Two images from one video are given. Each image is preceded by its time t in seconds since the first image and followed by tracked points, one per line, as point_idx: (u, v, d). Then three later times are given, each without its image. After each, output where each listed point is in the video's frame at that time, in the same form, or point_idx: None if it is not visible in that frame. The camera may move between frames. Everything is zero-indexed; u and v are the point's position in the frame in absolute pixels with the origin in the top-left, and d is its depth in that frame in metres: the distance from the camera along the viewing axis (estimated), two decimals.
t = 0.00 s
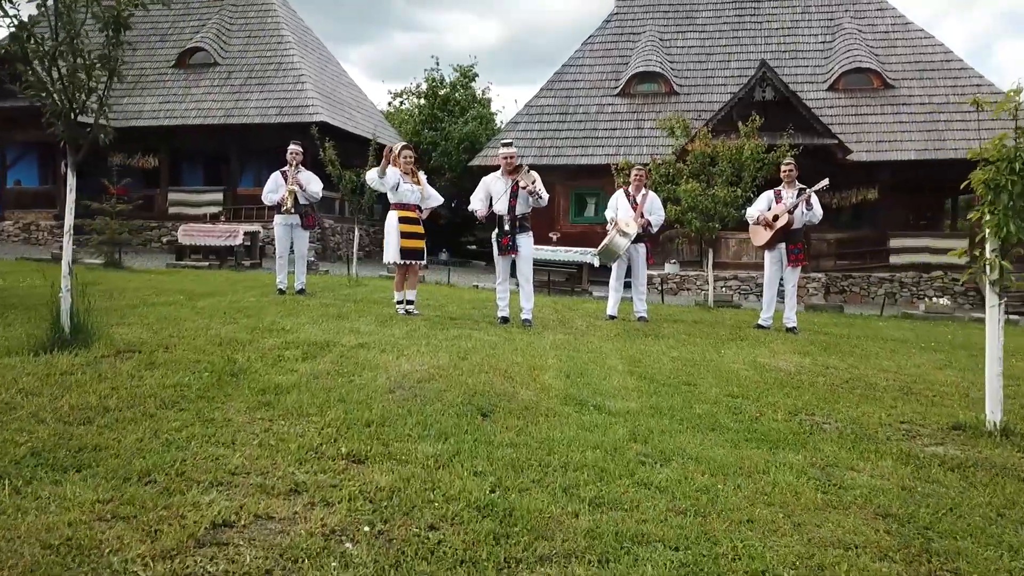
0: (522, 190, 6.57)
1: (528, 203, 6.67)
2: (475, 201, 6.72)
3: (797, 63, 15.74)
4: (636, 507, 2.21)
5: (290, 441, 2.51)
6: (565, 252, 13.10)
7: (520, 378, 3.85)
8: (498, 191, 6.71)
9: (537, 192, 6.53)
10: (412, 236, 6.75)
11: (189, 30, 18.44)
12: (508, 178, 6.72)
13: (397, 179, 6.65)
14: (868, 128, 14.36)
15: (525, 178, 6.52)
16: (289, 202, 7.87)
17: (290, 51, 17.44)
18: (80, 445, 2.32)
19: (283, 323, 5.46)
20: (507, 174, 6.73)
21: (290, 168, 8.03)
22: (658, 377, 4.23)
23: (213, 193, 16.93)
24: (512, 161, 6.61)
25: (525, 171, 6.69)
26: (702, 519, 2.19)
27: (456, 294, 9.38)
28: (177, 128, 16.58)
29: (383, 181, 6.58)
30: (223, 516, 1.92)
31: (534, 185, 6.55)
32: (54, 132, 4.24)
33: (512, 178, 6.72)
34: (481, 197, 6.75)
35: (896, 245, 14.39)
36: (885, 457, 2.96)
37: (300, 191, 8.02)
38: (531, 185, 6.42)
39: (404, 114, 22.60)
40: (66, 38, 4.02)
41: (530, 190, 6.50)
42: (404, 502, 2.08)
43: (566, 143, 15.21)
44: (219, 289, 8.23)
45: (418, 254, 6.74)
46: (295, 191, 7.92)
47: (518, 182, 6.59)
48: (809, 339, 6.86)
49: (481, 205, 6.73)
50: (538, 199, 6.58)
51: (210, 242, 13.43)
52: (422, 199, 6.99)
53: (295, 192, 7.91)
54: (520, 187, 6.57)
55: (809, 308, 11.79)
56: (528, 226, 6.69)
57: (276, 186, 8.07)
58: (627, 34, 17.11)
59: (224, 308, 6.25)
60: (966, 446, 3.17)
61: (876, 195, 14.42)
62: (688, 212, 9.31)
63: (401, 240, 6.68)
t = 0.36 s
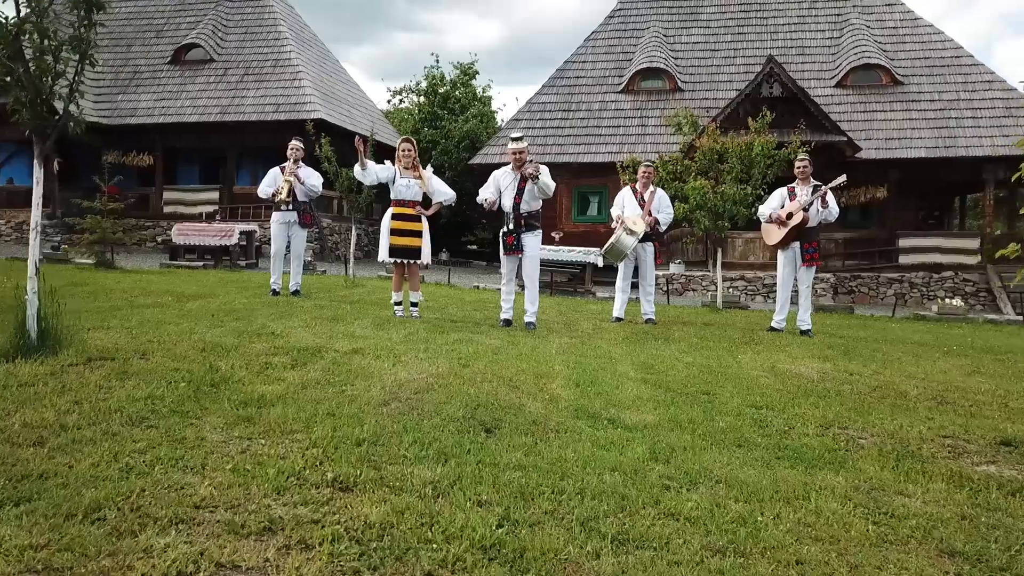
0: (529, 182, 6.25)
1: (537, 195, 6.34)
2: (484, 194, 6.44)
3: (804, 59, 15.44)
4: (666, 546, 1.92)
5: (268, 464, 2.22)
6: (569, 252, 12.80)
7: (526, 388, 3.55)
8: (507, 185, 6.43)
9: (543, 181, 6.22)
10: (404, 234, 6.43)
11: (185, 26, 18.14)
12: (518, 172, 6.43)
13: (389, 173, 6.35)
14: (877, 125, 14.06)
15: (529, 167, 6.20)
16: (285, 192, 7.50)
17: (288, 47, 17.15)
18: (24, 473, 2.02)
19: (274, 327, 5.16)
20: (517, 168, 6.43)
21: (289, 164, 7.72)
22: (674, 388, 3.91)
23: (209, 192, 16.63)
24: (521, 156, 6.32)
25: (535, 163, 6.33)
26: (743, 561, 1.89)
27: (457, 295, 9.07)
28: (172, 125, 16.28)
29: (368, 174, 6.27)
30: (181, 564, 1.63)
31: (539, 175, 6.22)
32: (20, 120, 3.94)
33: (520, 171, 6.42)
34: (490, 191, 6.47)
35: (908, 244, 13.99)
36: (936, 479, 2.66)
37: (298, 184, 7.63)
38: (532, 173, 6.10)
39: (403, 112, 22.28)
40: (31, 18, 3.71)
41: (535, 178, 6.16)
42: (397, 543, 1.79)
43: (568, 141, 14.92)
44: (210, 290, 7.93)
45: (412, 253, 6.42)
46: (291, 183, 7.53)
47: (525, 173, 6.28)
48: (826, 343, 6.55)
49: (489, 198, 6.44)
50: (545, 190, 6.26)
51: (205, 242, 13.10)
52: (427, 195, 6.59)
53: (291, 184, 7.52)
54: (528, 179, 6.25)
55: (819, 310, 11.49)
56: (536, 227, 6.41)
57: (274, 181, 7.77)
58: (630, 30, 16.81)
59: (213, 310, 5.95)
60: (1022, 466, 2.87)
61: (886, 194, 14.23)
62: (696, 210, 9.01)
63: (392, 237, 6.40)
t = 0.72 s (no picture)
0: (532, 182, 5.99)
1: (543, 195, 6.06)
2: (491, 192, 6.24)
3: (811, 56, 15.15)
4: None
5: (244, 500, 1.93)
6: (572, 253, 12.51)
7: (536, 402, 3.27)
8: (514, 184, 6.20)
9: (546, 180, 5.96)
10: (405, 237, 6.12)
11: (181, 23, 17.85)
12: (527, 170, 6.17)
13: (388, 174, 6.16)
14: (887, 123, 13.77)
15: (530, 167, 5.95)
16: (280, 188, 7.19)
17: (285, 44, 16.87)
18: None
19: (266, 333, 4.89)
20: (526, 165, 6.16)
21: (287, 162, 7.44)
22: (695, 401, 3.63)
23: (206, 192, 16.34)
24: (529, 152, 5.98)
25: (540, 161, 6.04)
26: None
27: (458, 297, 8.78)
28: (168, 124, 16.00)
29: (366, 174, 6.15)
30: None
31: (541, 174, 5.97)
32: None
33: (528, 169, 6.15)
34: (499, 189, 6.27)
35: (918, 244, 13.72)
36: (1000, 508, 2.38)
37: (295, 182, 7.34)
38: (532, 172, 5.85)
39: (403, 111, 21.99)
40: None
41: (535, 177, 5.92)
42: None
43: (571, 139, 14.63)
44: (202, 292, 7.66)
45: (413, 256, 6.11)
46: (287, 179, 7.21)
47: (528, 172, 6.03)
48: (845, 348, 6.26)
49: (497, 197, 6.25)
50: (549, 189, 6.00)
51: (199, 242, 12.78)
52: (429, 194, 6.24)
53: (287, 180, 7.21)
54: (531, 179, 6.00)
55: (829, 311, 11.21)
56: (546, 227, 6.15)
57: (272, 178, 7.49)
58: (634, 26, 16.51)
59: (203, 314, 5.67)
60: None
61: (896, 193, 13.92)
62: (706, 210, 8.73)
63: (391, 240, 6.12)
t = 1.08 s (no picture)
0: (536, 182, 5.75)
1: (549, 197, 5.81)
2: (497, 194, 6.04)
3: (818, 53, 14.87)
4: None
5: (213, 556, 1.68)
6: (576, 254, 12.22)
7: (546, 425, 2.99)
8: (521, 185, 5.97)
9: (549, 182, 5.72)
10: (405, 238, 5.84)
11: (177, 21, 17.57)
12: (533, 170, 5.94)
13: (389, 171, 5.81)
14: (896, 122, 13.50)
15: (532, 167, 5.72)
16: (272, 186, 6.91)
17: (283, 42, 16.60)
18: None
19: (256, 342, 4.62)
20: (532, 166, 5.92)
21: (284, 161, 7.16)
22: (716, 421, 3.37)
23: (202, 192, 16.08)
24: (533, 153, 5.74)
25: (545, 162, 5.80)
26: None
27: (459, 301, 8.51)
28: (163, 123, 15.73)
29: (368, 168, 5.74)
30: None
31: (544, 175, 5.73)
32: None
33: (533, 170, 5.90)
34: (506, 190, 6.05)
35: (928, 245, 13.45)
36: None
37: (289, 181, 7.03)
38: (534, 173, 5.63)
39: (403, 110, 21.72)
40: None
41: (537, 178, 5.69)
42: None
43: (574, 139, 14.36)
44: (194, 296, 7.38)
45: (413, 259, 5.82)
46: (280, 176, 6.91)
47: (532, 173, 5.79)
48: (863, 355, 5.99)
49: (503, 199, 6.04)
50: (554, 191, 5.76)
51: (194, 244, 12.49)
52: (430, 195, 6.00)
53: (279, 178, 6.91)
54: (534, 180, 5.76)
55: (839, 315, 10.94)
56: (553, 231, 5.88)
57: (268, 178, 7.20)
58: (637, 24, 16.24)
59: (192, 321, 5.40)
60: None
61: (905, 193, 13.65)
62: (715, 211, 8.46)
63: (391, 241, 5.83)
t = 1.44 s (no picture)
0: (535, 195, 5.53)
1: (550, 210, 5.61)
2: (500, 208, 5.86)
3: (825, 51, 14.61)
4: None
5: None
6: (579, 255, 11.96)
7: (555, 448, 2.73)
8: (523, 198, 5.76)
9: (548, 195, 5.50)
10: (401, 241, 5.58)
11: (173, 19, 17.33)
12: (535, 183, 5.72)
13: (385, 172, 5.56)
14: (905, 121, 13.24)
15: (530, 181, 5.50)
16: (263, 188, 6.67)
17: (280, 40, 16.34)
18: None
19: (244, 353, 4.36)
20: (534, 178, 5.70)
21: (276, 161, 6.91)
22: (739, 442, 3.11)
23: (198, 192, 15.84)
24: (534, 165, 5.51)
25: (547, 174, 5.57)
26: None
27: (459, 305, 8.26)
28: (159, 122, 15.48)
29: (362, 168, 5.53)
30: None
31: (542, 189, 5.50)
32: None
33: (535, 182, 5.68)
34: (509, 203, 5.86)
35: (937, 247, 13.20)
36: None
37: (280, 182, 6.77)
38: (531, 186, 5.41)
39: (402, 110, 21.47)
40: None
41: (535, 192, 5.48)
42: None
43: (576, 139, 14.11)
44: (185, 301, 7.14)
45: (409, 263, 5.57)
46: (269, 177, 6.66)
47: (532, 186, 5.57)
48: (880, 363, 5.74)
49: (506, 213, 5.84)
50: (554, 204, 5.54)
51: (189, 245, 12.22)
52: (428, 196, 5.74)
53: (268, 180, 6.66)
54: (533, 192, 5.54)
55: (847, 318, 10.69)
56: (555, 243, 5.65)
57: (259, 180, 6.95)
58: (640, 22, 15.98)
59: (178, 329, 5.14)
60: None
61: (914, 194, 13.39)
62: (723, 213, 8.20)
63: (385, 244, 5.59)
